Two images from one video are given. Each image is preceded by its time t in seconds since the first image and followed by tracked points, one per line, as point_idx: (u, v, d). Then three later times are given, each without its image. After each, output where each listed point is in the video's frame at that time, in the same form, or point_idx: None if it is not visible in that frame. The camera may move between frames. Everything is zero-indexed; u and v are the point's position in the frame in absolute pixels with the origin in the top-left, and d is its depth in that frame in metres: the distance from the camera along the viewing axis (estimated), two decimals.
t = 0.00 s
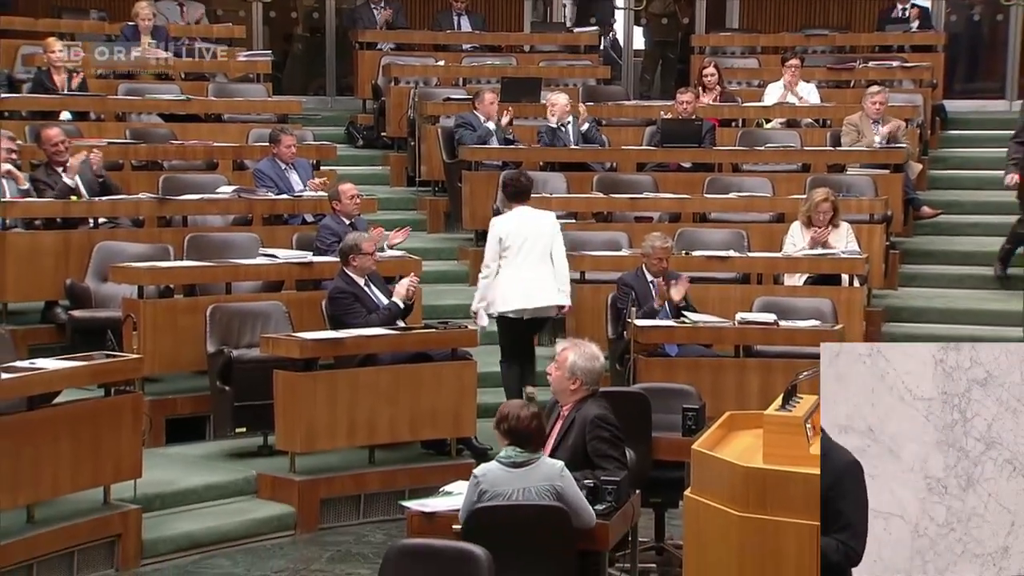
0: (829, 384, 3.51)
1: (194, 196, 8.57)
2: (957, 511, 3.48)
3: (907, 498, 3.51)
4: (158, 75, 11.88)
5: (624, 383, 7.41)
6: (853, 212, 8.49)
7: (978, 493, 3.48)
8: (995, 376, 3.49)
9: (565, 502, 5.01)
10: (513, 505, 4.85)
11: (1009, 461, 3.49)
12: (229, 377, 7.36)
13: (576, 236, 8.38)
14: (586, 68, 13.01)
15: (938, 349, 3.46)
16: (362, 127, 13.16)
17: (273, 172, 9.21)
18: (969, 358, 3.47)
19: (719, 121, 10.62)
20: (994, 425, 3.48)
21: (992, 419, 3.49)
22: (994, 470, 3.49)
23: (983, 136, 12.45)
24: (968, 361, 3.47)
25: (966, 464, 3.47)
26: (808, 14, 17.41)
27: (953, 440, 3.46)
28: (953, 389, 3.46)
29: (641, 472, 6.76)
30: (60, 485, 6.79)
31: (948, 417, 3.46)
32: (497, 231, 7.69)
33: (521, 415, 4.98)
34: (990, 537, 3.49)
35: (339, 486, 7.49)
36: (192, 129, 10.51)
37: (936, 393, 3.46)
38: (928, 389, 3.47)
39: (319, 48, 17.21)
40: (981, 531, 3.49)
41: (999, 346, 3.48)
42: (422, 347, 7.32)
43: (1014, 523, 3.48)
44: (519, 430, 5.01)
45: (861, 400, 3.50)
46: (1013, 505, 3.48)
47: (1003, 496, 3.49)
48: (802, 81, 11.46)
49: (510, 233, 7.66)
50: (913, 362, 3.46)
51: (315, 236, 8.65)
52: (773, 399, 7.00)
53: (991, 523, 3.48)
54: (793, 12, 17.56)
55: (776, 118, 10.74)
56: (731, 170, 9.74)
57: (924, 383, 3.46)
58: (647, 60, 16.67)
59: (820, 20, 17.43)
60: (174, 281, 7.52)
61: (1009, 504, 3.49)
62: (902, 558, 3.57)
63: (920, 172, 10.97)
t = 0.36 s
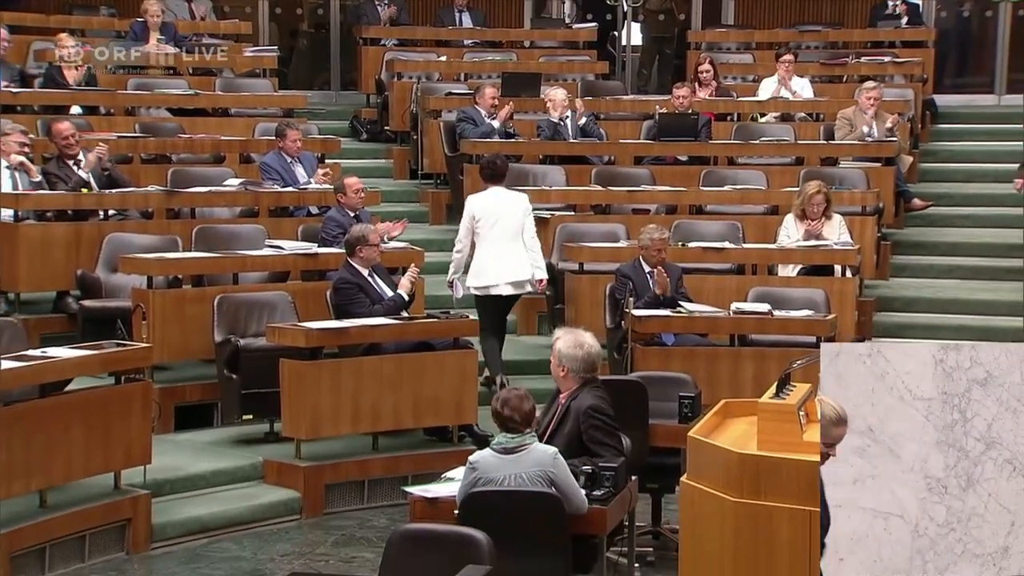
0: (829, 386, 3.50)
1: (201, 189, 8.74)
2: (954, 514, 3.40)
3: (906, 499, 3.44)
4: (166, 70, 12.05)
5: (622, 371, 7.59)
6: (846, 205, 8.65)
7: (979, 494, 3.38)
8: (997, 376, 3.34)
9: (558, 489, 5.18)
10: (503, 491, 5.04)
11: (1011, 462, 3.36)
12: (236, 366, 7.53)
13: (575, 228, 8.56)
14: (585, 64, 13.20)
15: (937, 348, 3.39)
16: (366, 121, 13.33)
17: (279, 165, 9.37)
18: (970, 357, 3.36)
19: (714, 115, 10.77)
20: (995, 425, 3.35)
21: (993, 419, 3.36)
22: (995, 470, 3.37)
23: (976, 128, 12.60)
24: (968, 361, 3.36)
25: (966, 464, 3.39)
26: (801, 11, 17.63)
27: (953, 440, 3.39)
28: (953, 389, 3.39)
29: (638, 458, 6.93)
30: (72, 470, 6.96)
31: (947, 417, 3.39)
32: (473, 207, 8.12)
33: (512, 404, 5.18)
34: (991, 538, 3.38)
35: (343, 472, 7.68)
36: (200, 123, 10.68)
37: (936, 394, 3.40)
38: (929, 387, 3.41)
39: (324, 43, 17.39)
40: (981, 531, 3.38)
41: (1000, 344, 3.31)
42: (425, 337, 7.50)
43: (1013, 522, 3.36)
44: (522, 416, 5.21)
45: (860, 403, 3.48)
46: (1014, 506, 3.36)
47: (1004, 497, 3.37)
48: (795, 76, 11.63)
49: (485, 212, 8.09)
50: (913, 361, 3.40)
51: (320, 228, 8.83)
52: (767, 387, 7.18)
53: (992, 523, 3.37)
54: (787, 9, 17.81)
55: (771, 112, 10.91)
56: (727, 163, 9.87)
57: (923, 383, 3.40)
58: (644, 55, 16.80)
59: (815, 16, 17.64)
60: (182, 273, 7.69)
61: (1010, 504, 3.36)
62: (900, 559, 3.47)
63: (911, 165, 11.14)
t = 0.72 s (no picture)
0: (829, 385, 3.59)
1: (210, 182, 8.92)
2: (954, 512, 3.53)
3: (907, 498, 3.57)
4: (175, 65, 12.21)
5: (621, 360, 7.75)
6: (840, 197, 8.76)
7: (978, 493, 3.52)
8: (995, 376, 3.50)
9: (554, 474, 5.36)
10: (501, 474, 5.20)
11: (1009, 461, 3.52)
12: (244, 354, 7.70)
13: (575, 220, 8.73)
14: (585, 60, 13.36)
15: (937, 349, 3.50)
16: (371, 115, 13.50)
17: (286, 158, 9.51)
18: (970, 358, 3.50)
19: (712, 110, 10.93)
20: (995, 426, 3.51)
21: (994, 420, 3.51)
22: (994, 470, 3.52)
23: (971, 122, 12.75)
24: (968, 361, 3.50)
25: (966, 464, 3.52)
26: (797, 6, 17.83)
27: (953, 440, 3.51)
28: (953, 389, 3.50)
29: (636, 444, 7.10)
30: (85, 457, 7.15)
31: (948, 417, 3.51)
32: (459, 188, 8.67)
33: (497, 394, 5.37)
34: (991, 538, 3.54)
35: (348, 459, 7.86)
36: (208, 118, 10.85)
37: (936, 394, 3.51)
38: (929, 386, 3.52)
39: (329, 40, 17.55)
40: (981, 531, 3.53)
41: (1002, 344, 3.49)
42: (428, 327, 7.66)
43: (1014, 523, 3.52)
44: (509, 400, 5.35)
45: (861, 403, 3.58)
46: (1013, 506, 3.52)
47: (1004, 496, 3.53)
48: (791, 71, 11.76)
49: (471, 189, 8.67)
50: (913, 361, 3.52)
51: (326, 220, 9.01)
52: (762, 376, 7.35)
53: (991, 523, 3.53)
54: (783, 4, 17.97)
55: (766, 107, 11.06)
56: (724, 156, 10.06)
57: (923, 384, 3.51)
58: (643, 51, 16.64)
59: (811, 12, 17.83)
60: (191, 263, 7.87)
61: (1011, 505, 3.53)
62: (901, 559, 3.61)
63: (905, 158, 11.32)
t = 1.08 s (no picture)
0: (828, 387, 3.20)
1: (218, 175, 9.09)
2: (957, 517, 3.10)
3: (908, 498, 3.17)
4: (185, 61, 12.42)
5: (621, 350, 7.92)
6: (835, 190, 8.93)
7: (978, 494, 3.07)
8: (997, 376, 3.03)
9: (553, 459, 5.54)
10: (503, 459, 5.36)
11: (1011, 462, 3.05)
12: (253, 344, 7.88)
13: (576, 213, 8.90)
14: (586, 55, 13.55)
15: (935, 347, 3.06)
16: (376, 110, 13.70)
17: (294, 153, 9.71)
18: (971, 357, 3.04)
19: (711, 104, 11.10)
20: (994, 425, 3.04)
21: (993, 419, 3.05)
22: (996, 470, 3.06)
23: (967, 117, 12.93)
24: (968, 361, 3.04)
25: (966, 464, 3.08)
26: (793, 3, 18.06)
27: (953, 440, 3.09)
28: (953, 389, 3.05)
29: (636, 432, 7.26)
30: (98, 444, 7.33)
31: (947, 418, 3.08)
32: (450, 152, 9.03)
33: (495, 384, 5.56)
34: (990, 538, 3.07)
35: (354, 446, 8.05)
36: (218, 112, 11.05)
37: (935, 395, 3.08)
38: (928, 385, 3.09)
39: (336, 37, 17.78)
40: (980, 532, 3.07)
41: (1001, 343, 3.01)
42: (432, 318, 7.83)
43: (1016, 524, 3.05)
44: (508, 389, 5.54)
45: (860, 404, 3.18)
46: (1015, 507, 3.05)
47: (1006, 498, 3.05)
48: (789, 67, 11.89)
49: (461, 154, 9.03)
50: (913, 361, 3.07)
51: (333, 213, 9.19)
52: (759, 365, 7.51)
53: (992, 523, 3.06)
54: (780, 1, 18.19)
55: (763, 102, 11.27)
56: (721, 150, 10.19)
57: (922, 383, 3.08)
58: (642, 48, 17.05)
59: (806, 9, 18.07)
60: (201, 255, 8.04)
61: (1011, 503, 3.05)
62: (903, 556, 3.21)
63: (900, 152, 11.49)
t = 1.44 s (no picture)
0: (827, 386, 3.01)
1: (226, 167, 9.25)
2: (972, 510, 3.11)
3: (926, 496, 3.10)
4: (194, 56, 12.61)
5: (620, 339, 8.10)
6: (830, 182, 9.10)
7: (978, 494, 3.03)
8: (998, 375, 2.81)
9: (553, 445, 5.71)
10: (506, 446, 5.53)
11: (1011, 462, 2.94)
12: (260, 333, 8.05)
13: (576, 205, 9.08)
14: (585, 51, 13.73)
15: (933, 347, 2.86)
16: (381, 104, 13.80)
17: (300, 146, 9.90)
18: (970, 356, 2.82)
19: (708, 99, 11.29)
20: (994, 425, 2.88)
21: (992, 419, 2.87)
22: (994, 469, 2.99)
23: (961, 111, 13.11)
24: (968, 360, 2.83)
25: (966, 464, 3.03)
26: None
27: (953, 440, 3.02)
28: (953, 389, 2.89)
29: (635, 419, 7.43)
30: (109, 430, 7.52)
31: (948, 416, 2.97)
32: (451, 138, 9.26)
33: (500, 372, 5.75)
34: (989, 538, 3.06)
35: (359, 433, 8.24)
36: (225, 106, 11.23)
37: (936, 394, 2.92)
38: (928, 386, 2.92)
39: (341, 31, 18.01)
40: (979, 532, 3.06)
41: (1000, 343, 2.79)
42: (436, 308, 8.01)
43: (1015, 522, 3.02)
44: (510, 376, 5.72)
45: (861, 399, 3.03)
46: (1015, 507, 3.01)
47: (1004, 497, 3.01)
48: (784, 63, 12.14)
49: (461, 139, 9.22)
50: (912, 361, 2.88)
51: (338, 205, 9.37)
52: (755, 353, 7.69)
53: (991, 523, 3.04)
54: None
55: (760, 96, 11.45)
56: (718, 143, 10.39)
57: (923, 384, 2.90)
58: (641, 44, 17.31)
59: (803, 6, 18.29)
60: (209, 246, 8.22)
61: (1011, 503, 3.01)
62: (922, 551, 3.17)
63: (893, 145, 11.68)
